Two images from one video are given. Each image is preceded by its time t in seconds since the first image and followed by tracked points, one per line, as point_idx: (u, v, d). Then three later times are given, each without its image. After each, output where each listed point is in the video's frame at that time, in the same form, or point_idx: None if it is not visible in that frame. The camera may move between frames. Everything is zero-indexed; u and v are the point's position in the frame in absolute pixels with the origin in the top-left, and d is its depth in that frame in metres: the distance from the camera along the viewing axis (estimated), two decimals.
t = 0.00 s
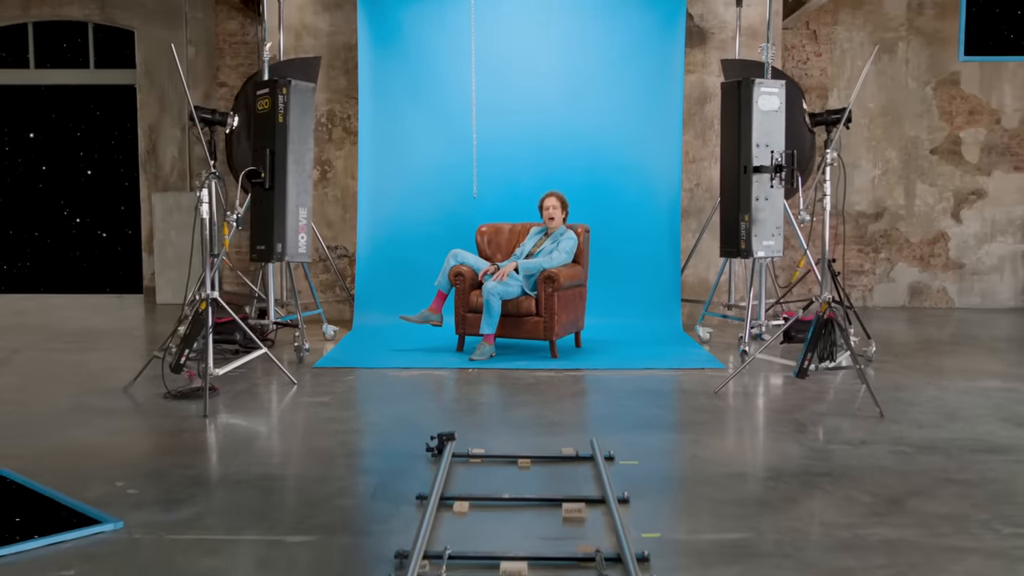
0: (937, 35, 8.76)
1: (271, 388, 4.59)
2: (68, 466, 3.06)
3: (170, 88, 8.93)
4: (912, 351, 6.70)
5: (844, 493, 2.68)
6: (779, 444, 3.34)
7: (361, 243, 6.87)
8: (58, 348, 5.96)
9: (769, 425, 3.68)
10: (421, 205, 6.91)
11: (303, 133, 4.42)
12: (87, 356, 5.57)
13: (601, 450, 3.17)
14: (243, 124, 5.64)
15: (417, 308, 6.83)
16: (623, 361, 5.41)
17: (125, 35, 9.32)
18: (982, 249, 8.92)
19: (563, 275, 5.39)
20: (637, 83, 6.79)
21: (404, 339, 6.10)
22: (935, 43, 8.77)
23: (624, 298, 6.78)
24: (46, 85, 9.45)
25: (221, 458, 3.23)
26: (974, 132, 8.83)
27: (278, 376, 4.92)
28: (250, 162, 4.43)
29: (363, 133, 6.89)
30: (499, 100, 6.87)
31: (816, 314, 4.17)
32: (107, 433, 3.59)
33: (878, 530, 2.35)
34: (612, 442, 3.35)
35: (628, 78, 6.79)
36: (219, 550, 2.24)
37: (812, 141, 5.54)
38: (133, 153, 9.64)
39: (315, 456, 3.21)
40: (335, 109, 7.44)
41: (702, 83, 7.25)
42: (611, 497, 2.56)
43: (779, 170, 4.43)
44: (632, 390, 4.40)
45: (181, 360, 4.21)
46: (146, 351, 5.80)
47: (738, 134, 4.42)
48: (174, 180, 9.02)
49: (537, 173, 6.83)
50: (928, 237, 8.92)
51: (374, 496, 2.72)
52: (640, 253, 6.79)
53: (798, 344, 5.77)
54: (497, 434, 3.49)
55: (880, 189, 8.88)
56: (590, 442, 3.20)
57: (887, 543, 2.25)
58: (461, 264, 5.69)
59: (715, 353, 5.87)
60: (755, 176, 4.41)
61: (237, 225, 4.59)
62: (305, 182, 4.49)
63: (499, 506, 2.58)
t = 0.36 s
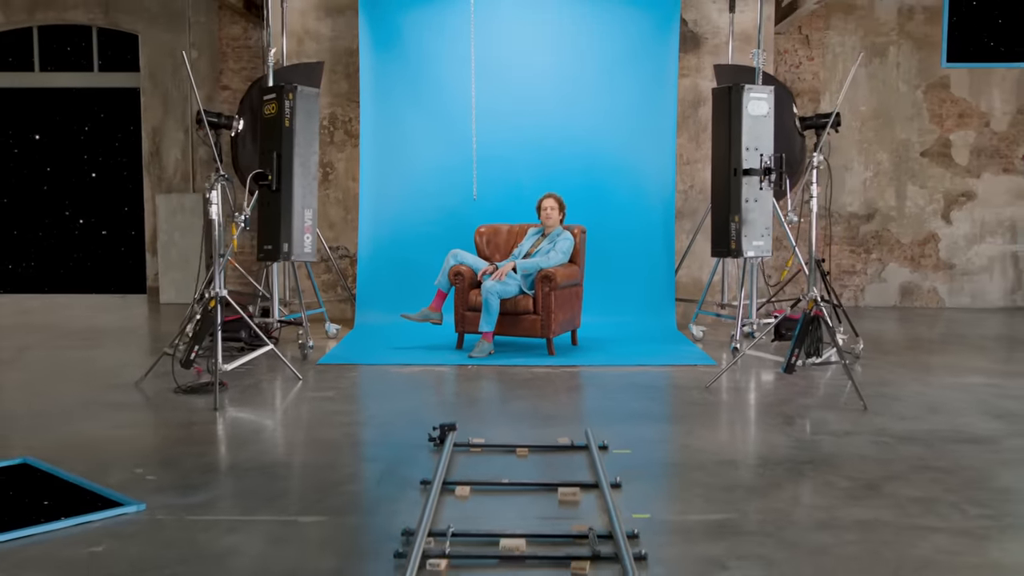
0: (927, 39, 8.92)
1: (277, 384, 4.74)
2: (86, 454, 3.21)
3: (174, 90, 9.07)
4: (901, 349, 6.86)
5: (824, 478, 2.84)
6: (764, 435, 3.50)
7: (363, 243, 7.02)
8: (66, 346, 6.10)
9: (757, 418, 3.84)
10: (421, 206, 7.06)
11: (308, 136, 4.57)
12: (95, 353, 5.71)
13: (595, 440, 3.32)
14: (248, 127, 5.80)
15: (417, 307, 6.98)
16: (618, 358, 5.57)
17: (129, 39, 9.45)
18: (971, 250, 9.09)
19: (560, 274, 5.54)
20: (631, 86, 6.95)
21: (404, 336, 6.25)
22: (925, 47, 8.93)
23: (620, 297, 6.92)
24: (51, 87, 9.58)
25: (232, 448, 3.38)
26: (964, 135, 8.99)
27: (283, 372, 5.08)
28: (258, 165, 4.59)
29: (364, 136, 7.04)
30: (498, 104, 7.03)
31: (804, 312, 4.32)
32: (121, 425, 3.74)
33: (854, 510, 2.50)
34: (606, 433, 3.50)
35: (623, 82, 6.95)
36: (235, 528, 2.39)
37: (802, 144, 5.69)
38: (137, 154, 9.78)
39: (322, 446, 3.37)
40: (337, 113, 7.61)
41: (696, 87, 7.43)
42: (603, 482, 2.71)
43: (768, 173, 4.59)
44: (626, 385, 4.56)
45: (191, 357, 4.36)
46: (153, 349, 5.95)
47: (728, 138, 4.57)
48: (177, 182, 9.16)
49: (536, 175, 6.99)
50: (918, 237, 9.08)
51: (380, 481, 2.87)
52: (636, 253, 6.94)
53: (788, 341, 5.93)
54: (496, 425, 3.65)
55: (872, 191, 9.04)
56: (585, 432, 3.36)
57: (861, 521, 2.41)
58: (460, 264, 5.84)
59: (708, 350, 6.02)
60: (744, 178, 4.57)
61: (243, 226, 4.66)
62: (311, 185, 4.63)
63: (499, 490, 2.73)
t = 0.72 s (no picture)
0: (920, 43, 9.07)
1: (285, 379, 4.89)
2: (105, 444, 3.36)
3: (179, 93, 9.21)
4: (893, 347, 7.01)
5: (810, 466, 2.98)
6: (755, 427, 3.65)
7: (366, 244, 7.15)
8: (77, 343, 6.25)
9: (749, 411, 3.99)
10: (424, 207, 7.21)
11: (316, 139, 4.72)
12: (106, 350, 5.86)
13: (592, 431, 3.47)
14: (254, 130, 5.95)
15: (420, 306, 7.12)
16: (616, 354, 5.71)
17: (134, 42, 9.59)
18: (964, 250, 9.24)
19: (559, 273, 5.69)
20: (629, 89, 7.10)
21: (407, 334, 6.40)
22: (918, 51, 9.07)
23: (618, 296, 7.07)
24: (58, 89, 9.75)
25: (244, 438, 3.53)
26: (957, 137, 9.14)
27: (290, 368, 5.23)
28: (267, 168, 4.74)
29: (368, 138, 7.18)
30: (498, 106, 7.19)
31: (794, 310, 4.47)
32: (136, 418, 3.89)
33: (837, 495, 2.65)
34: (603, 424, 3.65)
35: (621, 87, 7.10)
36: (252, 510, 2.54)
37: (795, 147, 5.84)
38: (142, 156, 9.93)
39: (330, 436, 3.51)
40: (341, 116, 7.76)
41: (693, 91, 7.59)
42: (599, 468, 2.86)
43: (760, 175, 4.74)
44: (624, 380, 4.71)
45: (202, 353, 4.51)
46: (161, 346, 6.09)
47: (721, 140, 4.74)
48: (182, 183, 9.31)
49: (536, 177, 7.14)
50: (912, 238, 9.23)
51: (387, 468, 3.02)
52: (634, 252, 7.08)
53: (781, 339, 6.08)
54: (498, 417, 3.80)
55: (866, 192, 9.18)
56: (583, 423, 3.51)
57: (843, 504, 2.55)
58: (462, 264, 5.99)
59: (703, 348, 6.17)
60: (738, 179, 4.72)
61: (252, 226, 4.80)
62: (319, 186, 4.79)
63: (500, 476, 2.87)
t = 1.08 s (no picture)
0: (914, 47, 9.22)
1: (292, 376, 5.04)
2: (123, 435, 3.51)
3: (184, 95, 9.36)
4: (885, 345, 7.15)
5: (797, 455, 3.13)
6: (746, 420, 3.80)
7: (369, 243, 7.29)
8: (88, 342, 6.40)
9: (742, 405, 4.14)
10: (426, 208, 7.35)
11: (323, 143, 4.90)
12: (116, 349, 6.01)
13: (590, 423, 3.61)
14: (261, 133, 6.10)
15: (422, 305, 7.26)
16: (614, 352, 5.86)
17: (140, 46, 9.75)
18: (958, 251, 9.38)
19: (558, 273, 5.85)
20: (627, 93, 7.25)
21: (410, 332, 6.54)
22: (913, 55, 9.21)
23: (616, 296, 7.21)
24: (66, 93, 9.90)
25: (255, 430, 3.67)
26: (950, 140, 9.28)
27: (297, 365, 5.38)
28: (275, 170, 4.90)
29: (371, 139, 7.32)
30: (499, 109, 7.34)
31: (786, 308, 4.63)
32: (150, 411, 4.03)
33: (822, 481, 2.80)
34: (600, 417, 3.80)
35: (620, 91, 7.25)
36: (267, 495, 2.68)
37: (789, 150, 5.99)
38: (148, 158, 10.07)
39: (338, 429, 3.66)
40: (345, 119, 7.92)
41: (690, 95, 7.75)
42: (596, 456, 3.01)
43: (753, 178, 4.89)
44: (621, 377, 4.85)
45: (212, 349, 4.66)
46: (170, 344, 6.24)
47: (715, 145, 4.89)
48: (187, 184, 9.47)
49: (535, 178, 7.29)
50: (906, 239, 9.37)
51: (394, 457, 3.16)
52: (632, 253, 7.22)
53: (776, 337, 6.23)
54: (499, 411, 3.95)
55: (861, 194, 9.33)
56: (580, 416, 3.66)
57: (826, 489, 2.70)
58: (464, 263, 6.14)
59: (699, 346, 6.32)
60: (731, 182, 4.88)
61: (261, 227, 4.94)
62: (324, 189, 4.99)
63: (502, 464, 3.02)
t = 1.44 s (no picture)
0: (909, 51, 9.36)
1: (299, 374, 5.18)
2: (139, 429, 3.65)
3: (190, 99, 9.51)
4: (879, 345, 7.30)
5: (786, 446, 3.28)
6: (739, 415, 3.94)
7: (373, 244, 7.43)
8: (98, 341, 6.54)
9: (735, 401, 4.28)
10: (428, 209, 7.50)
11: (329, 147, 5.04)
12: (126, 347, 6.15)
13: (588, 418, 3.75)
14: (267, 137, 6.25)
15: (424, 305, 7.40)
16: (612, 351, 6.00)
17: (146, 51, 9.90)
18: (952, 253, 9.53)
19: (558, 274, 6.00)
20: (625, 98, 7.39)
21: (413, 332, 6.68)
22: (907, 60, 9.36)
23: (615, 297, 7.34)
24: (73, 97, 10.05)
25: (266, 424, 3.82)
26: (945, 143, 9.43)
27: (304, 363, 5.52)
28: (283, 174, 5.05)
29: (374, 143, 7.46)
30: (499, 113, 7.48)
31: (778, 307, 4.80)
32: (163, 406, 4.18)
33: (808, 471, 2.94)
34: (598, 412, 3.95)
35: (617, 95, 7.40)
36: (281, 483, 2.82)
37: (784, 153, 6.15)
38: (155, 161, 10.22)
39: (346, 423, 3.80)
40: (349, 123, 8.08)
41: (688, 100, 7.92)
42: (593, 448, 3.15)
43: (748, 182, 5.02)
44: (619, 375, 4.99)
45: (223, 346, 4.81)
46: (179, 343, 6.38)
47: (710, 151, 5.04)
48: (193, 187, 9.62)
49: (535, 181, 7.44)
50: (901, 241, 9.51)
51: (401, 448, 3.31)
52: (630, 254, 7.36)
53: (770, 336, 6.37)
54: (501, 406, 4.10)
55: (857, 197, 9.46)
56: (579, 411, 3.80)
57: (811, 478, 2.84)
58: (466, 265, 6.28)
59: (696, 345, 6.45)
60: (726, 185, 5.02)
61: (269, 228, 5.10)
62: (331, 191, 5.12)
63: (503, 455, 3.16)
